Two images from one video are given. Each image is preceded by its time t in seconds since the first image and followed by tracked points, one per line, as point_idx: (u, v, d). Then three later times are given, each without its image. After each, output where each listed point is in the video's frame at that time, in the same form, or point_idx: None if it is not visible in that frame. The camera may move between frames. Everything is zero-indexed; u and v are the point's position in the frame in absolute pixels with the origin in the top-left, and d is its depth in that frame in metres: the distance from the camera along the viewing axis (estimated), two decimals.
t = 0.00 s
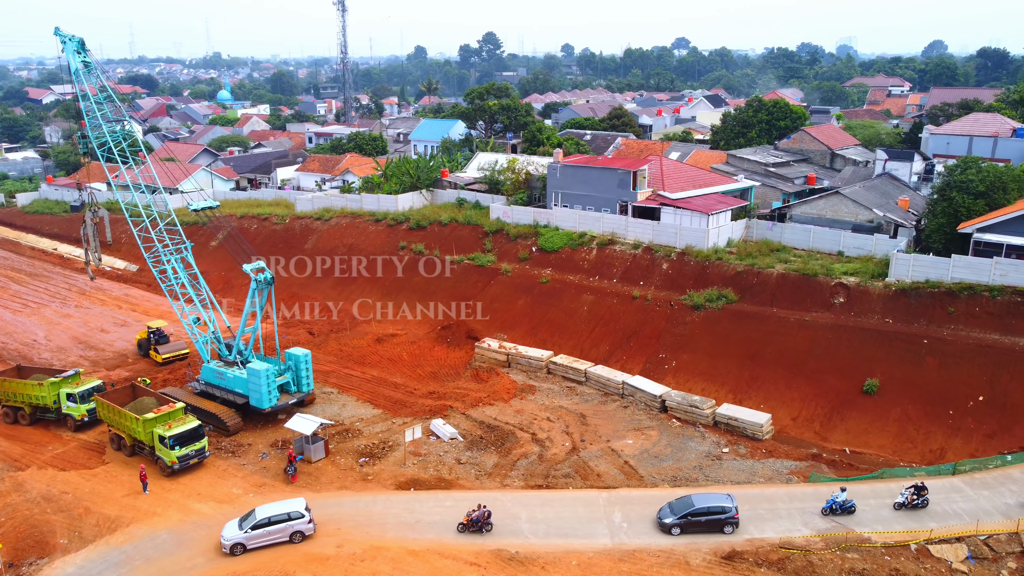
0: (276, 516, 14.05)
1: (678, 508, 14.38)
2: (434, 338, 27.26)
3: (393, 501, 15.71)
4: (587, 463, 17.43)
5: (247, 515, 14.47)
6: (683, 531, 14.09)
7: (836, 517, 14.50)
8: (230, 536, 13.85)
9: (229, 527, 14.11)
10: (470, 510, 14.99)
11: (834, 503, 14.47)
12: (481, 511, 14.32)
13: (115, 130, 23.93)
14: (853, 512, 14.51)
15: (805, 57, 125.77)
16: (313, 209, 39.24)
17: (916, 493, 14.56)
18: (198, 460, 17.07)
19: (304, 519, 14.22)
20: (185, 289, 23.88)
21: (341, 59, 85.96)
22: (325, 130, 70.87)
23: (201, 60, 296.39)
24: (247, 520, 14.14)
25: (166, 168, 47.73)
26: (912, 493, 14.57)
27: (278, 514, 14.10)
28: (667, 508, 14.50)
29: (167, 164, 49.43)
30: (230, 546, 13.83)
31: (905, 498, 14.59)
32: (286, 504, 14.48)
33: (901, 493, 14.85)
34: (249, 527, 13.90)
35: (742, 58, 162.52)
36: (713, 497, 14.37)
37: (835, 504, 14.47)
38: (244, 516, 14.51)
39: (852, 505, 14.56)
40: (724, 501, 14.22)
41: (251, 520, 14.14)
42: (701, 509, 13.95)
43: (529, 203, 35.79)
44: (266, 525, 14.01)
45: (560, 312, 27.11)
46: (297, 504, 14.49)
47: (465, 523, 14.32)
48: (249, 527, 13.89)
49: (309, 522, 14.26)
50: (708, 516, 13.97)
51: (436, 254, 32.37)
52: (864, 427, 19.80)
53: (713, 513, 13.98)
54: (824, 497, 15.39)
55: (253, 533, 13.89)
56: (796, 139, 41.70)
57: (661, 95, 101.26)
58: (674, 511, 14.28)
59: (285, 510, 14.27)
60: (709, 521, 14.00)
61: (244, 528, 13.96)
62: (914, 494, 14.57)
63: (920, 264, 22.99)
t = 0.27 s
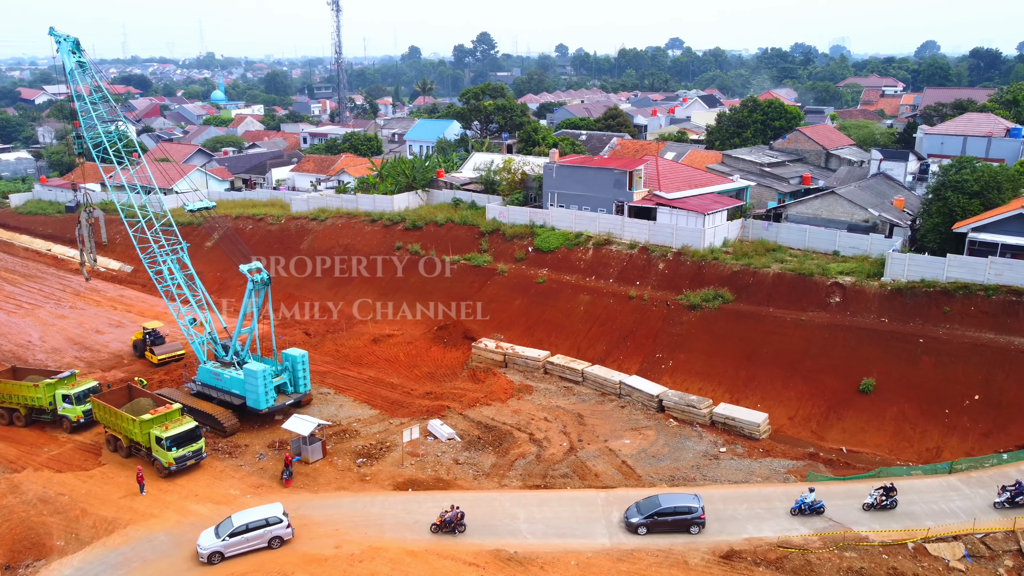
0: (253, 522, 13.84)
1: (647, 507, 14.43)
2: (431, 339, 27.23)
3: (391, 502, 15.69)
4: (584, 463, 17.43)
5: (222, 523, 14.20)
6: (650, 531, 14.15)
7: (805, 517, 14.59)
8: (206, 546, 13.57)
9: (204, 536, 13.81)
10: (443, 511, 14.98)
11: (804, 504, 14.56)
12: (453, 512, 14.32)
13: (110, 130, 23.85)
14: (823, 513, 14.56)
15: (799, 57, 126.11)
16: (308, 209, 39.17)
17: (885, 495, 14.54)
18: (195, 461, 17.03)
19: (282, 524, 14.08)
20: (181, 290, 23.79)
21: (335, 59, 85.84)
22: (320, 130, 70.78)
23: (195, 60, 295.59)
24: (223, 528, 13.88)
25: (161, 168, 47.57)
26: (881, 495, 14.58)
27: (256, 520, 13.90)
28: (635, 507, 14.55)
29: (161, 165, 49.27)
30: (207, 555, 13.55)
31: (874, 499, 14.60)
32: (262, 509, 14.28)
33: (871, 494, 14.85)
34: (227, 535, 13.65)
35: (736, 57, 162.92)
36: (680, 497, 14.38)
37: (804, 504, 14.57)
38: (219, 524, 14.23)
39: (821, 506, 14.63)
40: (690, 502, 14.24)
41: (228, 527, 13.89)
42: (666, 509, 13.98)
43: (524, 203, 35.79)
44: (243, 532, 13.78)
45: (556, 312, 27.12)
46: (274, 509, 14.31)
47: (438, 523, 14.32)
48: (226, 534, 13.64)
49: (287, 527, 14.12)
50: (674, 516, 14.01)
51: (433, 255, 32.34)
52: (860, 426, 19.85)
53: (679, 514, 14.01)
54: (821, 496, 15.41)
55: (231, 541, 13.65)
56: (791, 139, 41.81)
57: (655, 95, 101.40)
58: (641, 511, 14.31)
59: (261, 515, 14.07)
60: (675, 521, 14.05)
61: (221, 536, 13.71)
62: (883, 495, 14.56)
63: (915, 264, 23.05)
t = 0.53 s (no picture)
0: (231, 529, 13.62)
1: (613, 507, 14.45)
2: (427, 339, 27.20)
3: (389, 502, 15.68)
4: (582, 463, 17.43)
5: (197, 532, 13.92)
6: (616, 531, 14.18)
7: (774, 517, 14.64)
8: (184, 556, 13.27)
9: (180, 546, 13.50)
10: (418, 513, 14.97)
11: (772, 504, 14.61)
12: (427, 513, 14.31)
13: (105, 130, 23.74)
14: (790, 513, 14.61)
15: (792, 57, 126.44)
16: (303, 209, 39.09)
17: (853, 495, 14.60)
18: (192, 462, 16.98)
19: (260, 531, 13.90)
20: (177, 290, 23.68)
21: (329, 59, 85.67)
22: (314, 130, 70.65)
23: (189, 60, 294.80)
24: (200, 537, 13.60)
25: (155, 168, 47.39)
26: (850, 495, 14.61)
27: (234, 527, 13.68)
28: (602, 507, 14.58)
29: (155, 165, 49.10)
30: (184, 565, 13.25)
31: (843, 499, 14.62)
32: (239, 516, 14.06)
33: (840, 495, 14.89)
34: (204, 544, 13.38)
35: (729, 58, 163.29)
36: (645, 497, 14.40)
37: (772, 504, 14.61)
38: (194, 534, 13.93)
39: (790, 506, 14.68)
40: (657, 501, 14.26)
41: (204, 536, 13.61)
42: (632, 508, 14.02)
43: (520, 202, 35.80)
44: (221, 540, 13.54)
45: (553, 311, 27.12)
46: (251, 515, 14.11)
47: (411, 525, 14.34)
48: (204, 543, 13.38)
49: (265, 532, 13.96)
50: (640, 516, 14.04)
51: (429, 255, 32.30)
52: (857, 425, 19.91)
53: (644, 513, 14.05)
54: (818, 495, 15.44)
55: (209, 549, 13.39)
56: (786, 139, 41.91)
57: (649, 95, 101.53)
58: (607, 510, 14.34)
59: (239, 522, 13.86)
60: (641, 521, 14.08)
61: (198, 545, 13.43)
62: (852, 495, 14.59)
63: (911, 263, 23.12)
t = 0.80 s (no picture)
0: (208, 538, 13.25)
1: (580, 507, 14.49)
2: (422, 339, 27.16)
3: (386, 503, 15.65)
4: (578, 463, 17.44)
5: (169, 542, 13.44)
6: (582, 531, 14.21)
7: (741, 517, 14.65)
8: (159, 566, 12.78)
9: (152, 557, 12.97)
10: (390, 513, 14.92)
11: (738, 505, 14.63)
12: (399, 514, 14.29)
13: (97, 130, 23.61)
14: (757, 513, 14.65)
15: (784, 57, 126.91)
16: (297, 210, 38.99)
17: (823, 495, 14.62)
18: (187, 464, 16.90)
19: (237, 538, 13.61)
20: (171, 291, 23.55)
21: (321, 59, 85.47)
22: (306, 130, 70.48)
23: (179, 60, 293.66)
24: (174, 546, 13.15)
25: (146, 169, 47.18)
26: (818, 495, 14.64)
27: (210, 535, 13.31)
28: (569, 507, 14.60)
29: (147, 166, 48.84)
30: None
31: (811, 499, 14.65)
32: (213, 524, 13.69)
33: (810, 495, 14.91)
34: (180, 553, 12.95)
35: (721, 58, 163.75)
36: (612, 497, 14.46)
37: (739, 505, 14.63)
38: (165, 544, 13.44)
39: (757, 506, 14.71)
40: (623, 501, 14.31)
41: (179, 546, 13.16)
42: (598, 508, 14.08)
43: (514, 203, 35.81)
44: (197, 549, 13.15)
45: (548, 311, 27.13)
46: (225, 523, 13.77)
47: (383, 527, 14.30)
48: (180, 553, 12.95)
49: (242, 540, 13.68)
50: (605, 516, 14.09)
51: (423, 255, 32.25)
52: (851, 423, 19.99)
53: (610, 513, 14.09)
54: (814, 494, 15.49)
55: (185, 559, 12.97)
56: (779, 139, 42.06)
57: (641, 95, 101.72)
58: (573, 511, 14.38)
59: (215, 530, 13.52)
60: (607, 521, 14.12)
61: (173, 555, 12.97)
62: (820, 495, 14.62)
63: (904, 262, 23.22)
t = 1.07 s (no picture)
0: (183, 548, 12.92)
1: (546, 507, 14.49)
2: (415, 339, 27.12)
3: (381, 503, 15.62)
4: (573, 462, 17.45)
5: (141, 554, 13.03)
6: (547, 531, 14.23)
7: (706, 517, 14.67)
8: None
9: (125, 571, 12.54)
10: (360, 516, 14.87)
11: (704, 505, 14.62)
12: (370, 516, 14.23)
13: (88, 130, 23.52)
14: (722, 513, 14.68)
15: (773, 57, 127.49)
16: (288, 210, 38.88)
17: (790, 495, 14.66)
18: (181, 466, 16.81)
19: (213, 547, 13.35)
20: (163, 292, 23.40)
21: (311, 59, 85.22)
22: (297, 131, 70.28)
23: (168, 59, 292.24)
24: (148, 558, 12.76)
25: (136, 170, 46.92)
26: (786, 495, 14.68)
27: (185, 545, 13.00)
28: (535, 507, 14.61)
29: (137, 167, 48.53)
30: None
31: (780, 499, 14.71)
32: (186, 534, 13.35)
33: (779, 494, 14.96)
34: (156, 565, 12.59)
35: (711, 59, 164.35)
36: (579, 497, 14.47)
37: (705, 505, 14.62)
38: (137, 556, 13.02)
39: (723, 506, 14.73)
40: (589, 501, 14.33)
41: (153, 557, 12.78)
42: (565, 508, 14.07)
43: (507, 202, 35.81)
44: (173, 559, 12.81)
45: (541, 311, 27.14)
46: (200, 532, 13.47)
47: (354, 529, 14.22)
48: (155, 565, 12.58)
49: (217, 548, 13.41)
50: (571, 516, 14.09)
51: (416, 255, 32.19)
52: (845, 422, 20.08)
53: (576, 513, 14.10)
54: (809, 491, 15.56)
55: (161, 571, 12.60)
56: (770, 139, 42.23)
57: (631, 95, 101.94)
58: (539, 510, 14.39)
59: (190, 540, 13.20)
60: (573, 521, 14.12)
61: (148, 568, 12.58)
62: (788, 495, 14.66)
63: (896, 261, 23.35)
